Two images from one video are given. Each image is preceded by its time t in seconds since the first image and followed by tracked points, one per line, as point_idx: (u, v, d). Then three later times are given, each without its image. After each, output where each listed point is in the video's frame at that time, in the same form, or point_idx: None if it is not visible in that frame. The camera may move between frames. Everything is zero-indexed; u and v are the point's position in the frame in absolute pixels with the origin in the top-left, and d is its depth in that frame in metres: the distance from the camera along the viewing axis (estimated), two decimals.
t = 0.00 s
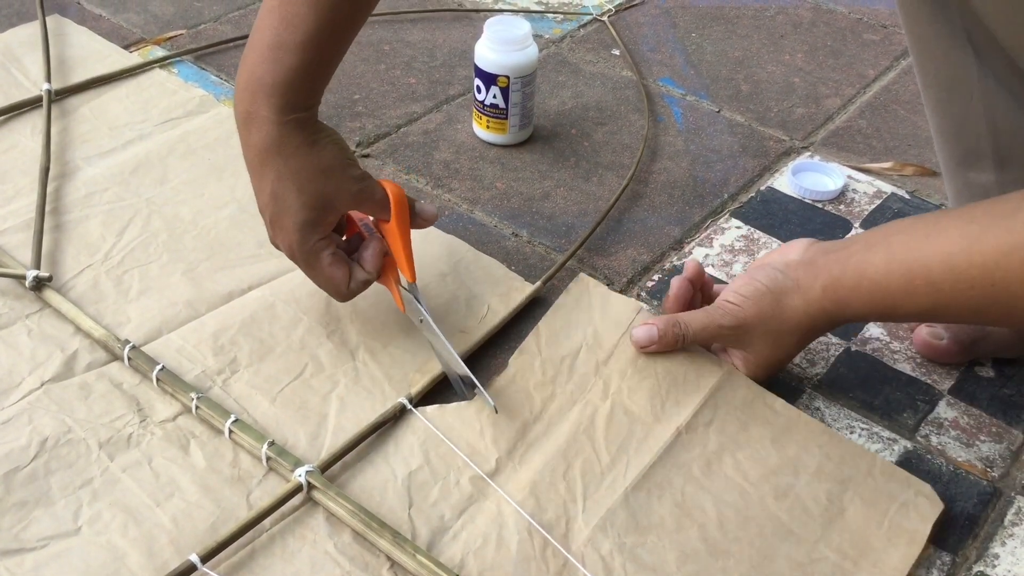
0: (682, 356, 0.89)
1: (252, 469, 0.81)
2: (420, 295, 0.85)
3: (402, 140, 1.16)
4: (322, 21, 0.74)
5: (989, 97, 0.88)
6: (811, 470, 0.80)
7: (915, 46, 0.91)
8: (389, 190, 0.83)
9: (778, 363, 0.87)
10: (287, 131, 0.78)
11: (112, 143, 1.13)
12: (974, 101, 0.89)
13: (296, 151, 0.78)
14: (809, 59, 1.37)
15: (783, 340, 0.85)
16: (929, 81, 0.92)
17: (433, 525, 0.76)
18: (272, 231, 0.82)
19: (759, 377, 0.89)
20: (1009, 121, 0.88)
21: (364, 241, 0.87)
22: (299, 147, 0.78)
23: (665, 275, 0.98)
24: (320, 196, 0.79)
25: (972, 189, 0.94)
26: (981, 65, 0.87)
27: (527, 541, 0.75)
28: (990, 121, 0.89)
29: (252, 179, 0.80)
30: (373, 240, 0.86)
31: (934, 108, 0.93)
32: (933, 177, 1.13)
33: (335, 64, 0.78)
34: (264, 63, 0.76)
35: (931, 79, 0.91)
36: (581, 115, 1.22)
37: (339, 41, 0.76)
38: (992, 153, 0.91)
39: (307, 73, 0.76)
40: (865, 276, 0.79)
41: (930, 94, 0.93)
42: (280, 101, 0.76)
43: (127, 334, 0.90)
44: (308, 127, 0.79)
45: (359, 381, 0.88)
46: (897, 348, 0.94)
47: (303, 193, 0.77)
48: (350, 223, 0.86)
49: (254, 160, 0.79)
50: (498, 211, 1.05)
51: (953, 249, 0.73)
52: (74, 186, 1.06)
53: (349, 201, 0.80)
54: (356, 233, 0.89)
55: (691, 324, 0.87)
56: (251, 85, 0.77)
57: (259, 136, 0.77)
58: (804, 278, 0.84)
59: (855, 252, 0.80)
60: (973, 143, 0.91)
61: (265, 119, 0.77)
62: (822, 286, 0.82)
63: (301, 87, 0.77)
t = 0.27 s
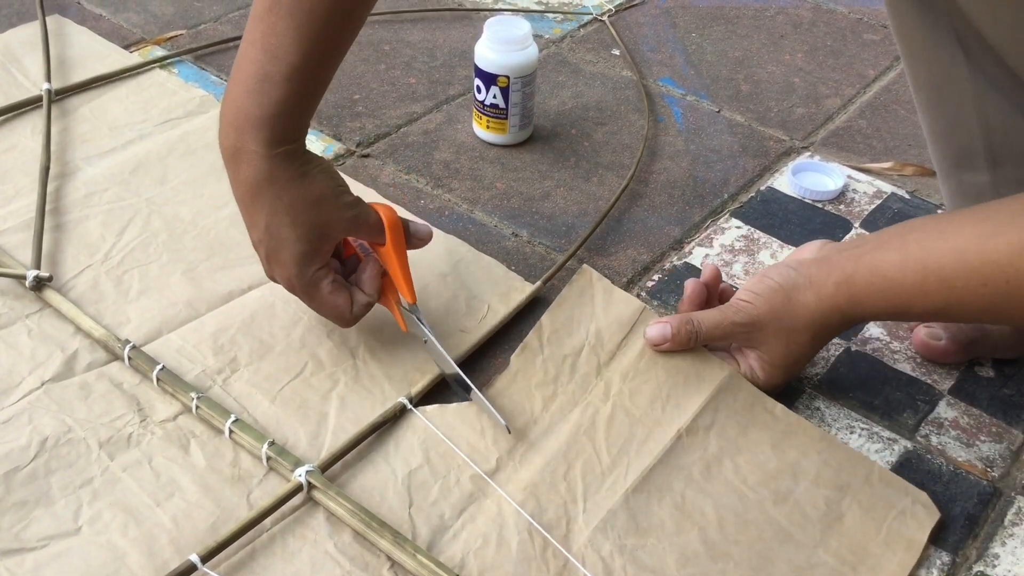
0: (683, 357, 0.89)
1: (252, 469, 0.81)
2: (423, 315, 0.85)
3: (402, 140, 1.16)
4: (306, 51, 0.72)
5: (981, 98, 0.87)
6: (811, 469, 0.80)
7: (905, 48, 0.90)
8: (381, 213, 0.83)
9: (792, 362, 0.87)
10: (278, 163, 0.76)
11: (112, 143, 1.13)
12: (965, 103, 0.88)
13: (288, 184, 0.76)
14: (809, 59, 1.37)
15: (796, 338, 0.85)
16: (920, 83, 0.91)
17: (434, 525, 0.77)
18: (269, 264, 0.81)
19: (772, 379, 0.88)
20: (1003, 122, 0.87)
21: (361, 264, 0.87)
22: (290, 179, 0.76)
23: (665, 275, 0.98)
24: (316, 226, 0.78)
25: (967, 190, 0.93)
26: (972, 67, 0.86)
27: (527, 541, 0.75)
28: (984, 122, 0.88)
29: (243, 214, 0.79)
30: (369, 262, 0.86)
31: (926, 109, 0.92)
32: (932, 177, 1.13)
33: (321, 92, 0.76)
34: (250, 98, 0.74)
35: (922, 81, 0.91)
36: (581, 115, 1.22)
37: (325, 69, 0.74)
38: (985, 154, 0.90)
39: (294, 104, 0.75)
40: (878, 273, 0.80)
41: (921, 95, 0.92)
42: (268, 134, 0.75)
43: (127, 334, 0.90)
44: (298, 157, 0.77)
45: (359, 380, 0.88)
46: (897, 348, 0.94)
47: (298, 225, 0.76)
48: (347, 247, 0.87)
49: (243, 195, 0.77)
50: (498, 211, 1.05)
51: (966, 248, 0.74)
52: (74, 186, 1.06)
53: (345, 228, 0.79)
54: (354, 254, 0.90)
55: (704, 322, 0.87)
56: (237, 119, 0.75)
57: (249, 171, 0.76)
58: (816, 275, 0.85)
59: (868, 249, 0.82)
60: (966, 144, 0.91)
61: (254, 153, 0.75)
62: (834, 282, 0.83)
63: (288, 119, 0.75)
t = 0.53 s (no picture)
0: (681, 355, 0.89)
1: (250, 467, 0.81)
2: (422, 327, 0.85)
3: (401, 138, 1.15)
4: (297, 67, 0.72)
5: (978, 96, 0.87)
6: (810, 467, 0.80)
7: (902, 47, 0.90)
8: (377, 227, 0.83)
9: (794, 366, 0.87)
10: (271, 181, 0.75)
11: (110, 140, 1.13)
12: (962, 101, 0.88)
13: (282, 201, 0.75)
14: (809, 56, 1.37)
15: (798, 341, 0.85)
16: (917, 81, 0.91)
17: (432, 523, 0.77)
18: (265, 284, 0.80)
19: (773, 382, 0.87)
20: (1000, 120, 0.87)
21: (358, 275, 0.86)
22: (284, 196, 0.75)
23: (664, 273, 0.97)
24: (313, 242, 0.77)
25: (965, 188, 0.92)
26: (969, 64, 0.86)
27: (525, 538, 0.76)
28: (981, 121, 0.88)
29: (237, 234, 0.78)
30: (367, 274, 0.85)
31: (924, 108, 0.92)
32: (931, 174, 1.13)
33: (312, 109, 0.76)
34: (242, 115, 0.74)
35: (919, 79, 0.91)
36: (580, 112, 1.22)
37: (316, 84, 0.74)
38: (983, 152, 0.89)
39: (285, 120, 0.74)
40: (883, 276, 0.80)
41: (918, 93, 0.92)
42: (261, 151, 0.74)
43: (125, 332, 0.90)
44: (291, 175, 0.77)
45: (357, 379, 0.88)
46: (896, 346, 0.94)
47: (295, 242, 0.75)
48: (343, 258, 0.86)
49: (237, 215, 0.76)
50: (496, 209, 1.05)
51: (971, 252, 0.75)
52: (72, 184, 1.06)
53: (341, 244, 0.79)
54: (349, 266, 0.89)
55: (708, 323, 0.87)
56: (229, 139, 0.74)
57: (243, 189, 0.75)
58: (820, 278, 0.85)
59: (873, 253, 0.82)
60: (964, 141, 0.90)
61: (247, 171, 0.74)
62: (838, 284, 0.83)
63: (281, 134, 0.74)
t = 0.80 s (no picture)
0: (675, 352, 0.88)
1: (243, 463, 0.81)
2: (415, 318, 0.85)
3: (396, 134, 1.15)
4: (288, 60, 0.71)
5: (973, 92, 0.87)
6: (803, 463, 0.81)
7: (897, 44, 0.90)
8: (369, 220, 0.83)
9: (787, 361, 0.87)
10: (264, 175, 0.75)
11: (104, 137, 1.13)
12: (957, 96, 0.88)
13: (276, 195, 0.75)
14: (804, 52, 1.37)
15: (792, 335, 0.85)
16: (912, 77, 0.91)
17: (426, 519, 0.77)
18: (258, 279, 0.79)
19: (767, 377, 0.88)
20: (994, 115, 0.87)
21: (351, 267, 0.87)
22: (277, 190, 0.75)
23: (658, 269, 0.97)
24: (307, 236, 0.77)
25: (960, 184, 0.92)
26: (964, 60, 0.86)
27: (519, 534, 0.76)
28: (976, 116, 0.88)
29: (229, 229, 0.77)
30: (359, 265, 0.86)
31: (918, 105, 0.92)
32: (926, 170, 1.12)
33: (302, 103, 0.75)
34: (232, 110, 0.73)
35: (914, 76, 0.90)
36: (575, 109, 1.21)
37: (306, 77, 0.73)
38: (978, 148, 0.90)
39: (277, 114, 0.74)
40: (876, 270, 0.81)
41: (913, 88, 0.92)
42: (253, 146, 0.74)
43: (118, 329, 0.90)
44: (283, 169, 0.76)
45: (351, 375, 0.88)
46: (890, 342, 0.94)
47: (289, 236, 0.75)
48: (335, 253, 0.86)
49: (229, 210, 0.76)
50: (490, 205, 1.04)
51: (964, 246, 0.75)
52: (65, 180, 1.06)
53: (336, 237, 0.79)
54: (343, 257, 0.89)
55: (701, 320, 0.87)
56: (220, 133, 0.74)
57: (235, 184, 0.74)
58: (812, 272, 0.85)
59: (866, 247, 0.83)
60: (959, 136, 0.90)
61: (240, 166, 0.74)
62: (830, 279, 0.83)
63: (273, 127, 0.74)
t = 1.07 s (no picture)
0: (667, 348, 0.89)
1: (235, 460, 0.81)
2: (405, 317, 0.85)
3: (388, 130, 1.15)
4: (276, 56, 0.71)
5: (965, 87, 0.87)
6: (794, 458, 0.81)
7: (889, 39, 0.89)
8: (357, 219, 0.83)
9: (778, 358, 0.87)
10: (252, 173, 0.74)
11: (95, 133, 1.13)
12: (949, 91, 0.88)
13: (264, 193, 0.75)
14: (797, 49, 1.37)
15: (783, 330, 0.86)
16: (904, 72, 0.91)
17: (418, 515, 0.77)
18: (244, 279, 0.78)
19: (757, 372, 0.88)
20: (986, 111, 0.87)
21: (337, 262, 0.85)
22: (265, 188, 0.75)
23: (650, 266, 0.97)
24: (296, 234, 0.76)
25: (952, 179, 0.92)
26: (955, 55, 0.86)
27: (511, 530, 0.76)
28: (967, 111, 0.88)
29: (215, 228, 0.76)
30: (347, 260, 0.85)
31: (911, 100, 0.92)
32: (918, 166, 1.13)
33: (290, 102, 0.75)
34: (219, 107, 0.73)
35: (907, 71, 0.90)
36: (567, 105, 1.21)
37: (294, 76, 0.74)
38: (969, 143, 0.90)
39: (264, 112, 0.74)
40: (866, 266, 0.81)
41: (905, 83, 0.92)
42: (241, 143, 0.73)
43: (110, 325, 0.90)
44: (271, 167, 0.76)
45: (343, 371, 0.88)
46: (881, 338, 0.94)
47: (278, 234, 0.74)
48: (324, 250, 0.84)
49: (216, 209, 0.75)
50: (483, 201, 1.04)
51: (953, 244, 0.76)
52: (57, 177, 1.06)
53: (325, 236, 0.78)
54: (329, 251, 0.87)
55: (692, 317, 0.87)
56: (206, 131, 0.73)
57: (223, 182, 0.74)
58: (802, 268, 0.86)
59: (856, 243, 0.83)
60: (950, 132, 0.90)
61: (227, 163, 0.73)
62: (820, 275, 0.84)
63: (261, 126, 0.74)
